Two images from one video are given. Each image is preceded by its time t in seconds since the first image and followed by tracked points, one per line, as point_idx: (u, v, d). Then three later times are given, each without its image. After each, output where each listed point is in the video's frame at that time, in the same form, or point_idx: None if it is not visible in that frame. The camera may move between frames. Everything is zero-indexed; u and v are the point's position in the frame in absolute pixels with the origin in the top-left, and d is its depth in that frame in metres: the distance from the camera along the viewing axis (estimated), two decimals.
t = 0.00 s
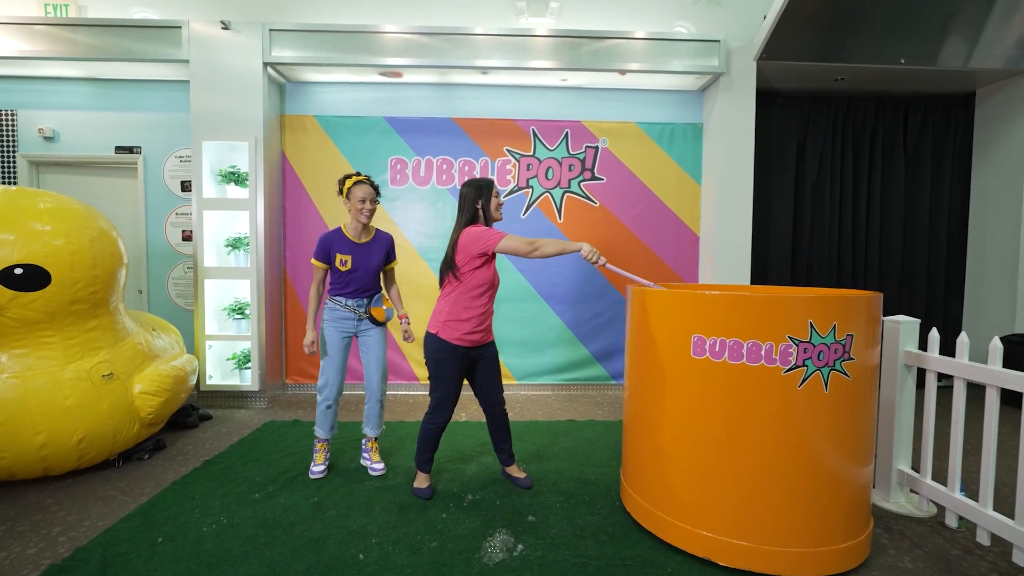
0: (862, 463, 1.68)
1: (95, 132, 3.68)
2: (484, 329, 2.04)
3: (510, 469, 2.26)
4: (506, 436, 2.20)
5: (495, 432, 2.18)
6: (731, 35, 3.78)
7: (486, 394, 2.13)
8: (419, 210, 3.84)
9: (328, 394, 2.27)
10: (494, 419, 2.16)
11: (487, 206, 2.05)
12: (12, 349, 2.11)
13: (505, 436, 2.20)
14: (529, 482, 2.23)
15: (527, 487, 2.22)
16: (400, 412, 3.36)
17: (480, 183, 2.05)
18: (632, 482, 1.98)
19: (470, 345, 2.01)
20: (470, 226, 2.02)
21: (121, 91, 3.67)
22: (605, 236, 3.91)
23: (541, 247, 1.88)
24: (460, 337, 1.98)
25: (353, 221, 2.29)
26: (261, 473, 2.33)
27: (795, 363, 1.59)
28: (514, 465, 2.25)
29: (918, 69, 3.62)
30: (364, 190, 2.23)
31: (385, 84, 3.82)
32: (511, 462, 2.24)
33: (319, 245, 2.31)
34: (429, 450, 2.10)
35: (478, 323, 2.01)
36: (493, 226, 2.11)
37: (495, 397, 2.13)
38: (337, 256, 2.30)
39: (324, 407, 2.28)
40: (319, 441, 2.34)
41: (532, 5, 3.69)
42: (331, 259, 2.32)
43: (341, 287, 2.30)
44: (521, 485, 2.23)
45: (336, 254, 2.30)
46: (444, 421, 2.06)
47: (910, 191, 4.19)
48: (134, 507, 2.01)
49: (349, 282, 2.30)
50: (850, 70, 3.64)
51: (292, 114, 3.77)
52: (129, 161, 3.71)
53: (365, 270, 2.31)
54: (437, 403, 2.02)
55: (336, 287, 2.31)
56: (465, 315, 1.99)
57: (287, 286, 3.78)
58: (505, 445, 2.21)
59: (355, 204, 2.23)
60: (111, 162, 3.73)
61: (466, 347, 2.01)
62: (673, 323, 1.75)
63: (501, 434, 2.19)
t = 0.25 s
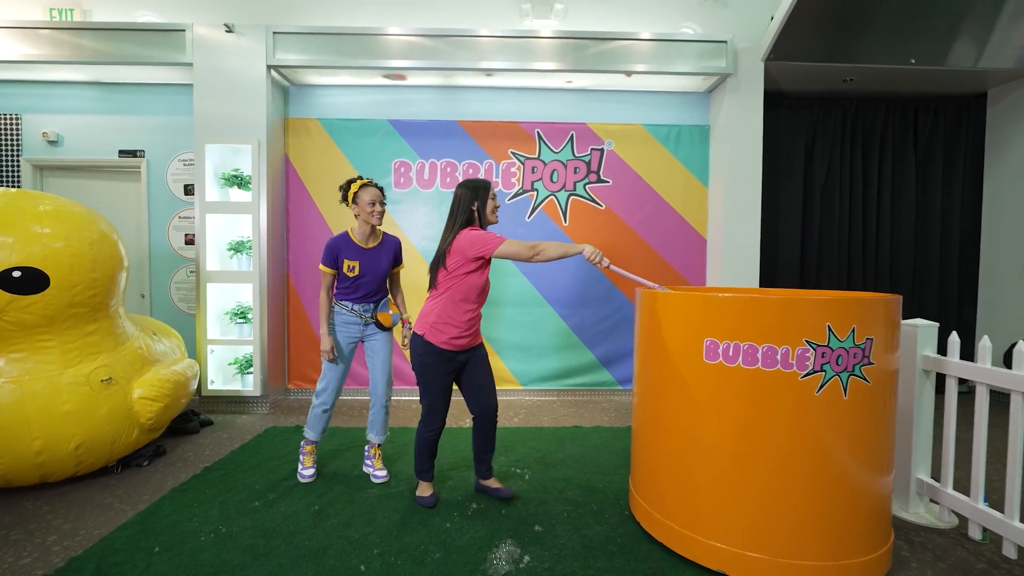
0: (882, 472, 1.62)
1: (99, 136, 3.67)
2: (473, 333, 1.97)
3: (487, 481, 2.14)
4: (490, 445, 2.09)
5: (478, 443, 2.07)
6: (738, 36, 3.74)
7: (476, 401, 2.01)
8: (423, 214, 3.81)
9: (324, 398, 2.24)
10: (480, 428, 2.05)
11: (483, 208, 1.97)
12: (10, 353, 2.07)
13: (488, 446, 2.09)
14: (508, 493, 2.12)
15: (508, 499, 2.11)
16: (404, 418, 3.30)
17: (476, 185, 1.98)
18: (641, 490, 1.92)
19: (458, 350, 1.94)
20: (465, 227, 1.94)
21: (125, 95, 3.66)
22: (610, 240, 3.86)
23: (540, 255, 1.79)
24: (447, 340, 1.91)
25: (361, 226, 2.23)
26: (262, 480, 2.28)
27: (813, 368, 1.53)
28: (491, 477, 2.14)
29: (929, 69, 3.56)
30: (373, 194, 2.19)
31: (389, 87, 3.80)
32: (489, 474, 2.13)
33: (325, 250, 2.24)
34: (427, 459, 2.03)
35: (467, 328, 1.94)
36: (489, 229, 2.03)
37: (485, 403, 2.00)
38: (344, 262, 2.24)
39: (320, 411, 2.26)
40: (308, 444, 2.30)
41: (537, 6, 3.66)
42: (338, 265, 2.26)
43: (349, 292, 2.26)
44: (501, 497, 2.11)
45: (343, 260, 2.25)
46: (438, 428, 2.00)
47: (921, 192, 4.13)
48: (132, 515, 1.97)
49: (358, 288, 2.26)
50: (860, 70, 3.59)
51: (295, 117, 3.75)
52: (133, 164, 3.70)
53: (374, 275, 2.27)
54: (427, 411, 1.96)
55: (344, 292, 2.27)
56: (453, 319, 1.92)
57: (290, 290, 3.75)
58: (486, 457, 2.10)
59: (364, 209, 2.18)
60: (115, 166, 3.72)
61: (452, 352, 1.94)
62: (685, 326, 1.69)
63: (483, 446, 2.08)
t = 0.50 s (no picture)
0: (898, 485, 1.56)
1: (101, 140, 3.66)
2: (482, 342, 1.91)
3: (475, 500, 2.01)
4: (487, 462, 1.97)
5: (476, 457, 1.96)
6: (744, 39, 3.70)
7: (477, 413, 1.92)
8: (424, 218, 3.77)
9: (315, 405, 2.20)
10: (478, 441, 1.94)
11: (492, 213, 1.94)
12: (5, 359, 2.04)
13: (485, 462, 1.97)
14: (492, 516, 1.98)
15: (489, 522, 1.97)
16: (405, 425, 3.26)
17: (483, 189, 1.91)
18: (646, 501, 1.87)
19: (466, 359, 1.89)
20: (473, 233, 1.89)
21: (128, 99, 3.65)
22: (615, 245, 3.82)
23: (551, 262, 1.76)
24: (455, 349, 1.86)
25: (352, 231, 2.20)
26: (259, 489, 2.24)
27: (826, 378, 1.48)
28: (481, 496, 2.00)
29: (938, 73, 3.52)
30: (364, 198, 2.16)
31: (392, 90, 3.78)
32: (481, 492, 2.00)
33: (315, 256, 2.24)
34: (430, 467, 1.99)
35: (475, 336, 1.88)
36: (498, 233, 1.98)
37: (486, 416, 1.92)
38: (332, 268, 2.21)
39: (311, 419, 2.22)
40: (301, 451, 2.26)
41: (541, 10, 3.64)
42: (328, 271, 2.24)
43: (339, 298, 2.23)
44: (483, 518, 1.98)
45: (332, 265, 2.22)
46: (442, 440, 1.96)
47: (930, 197, 4.07)
48: (126, 525, 1.93)
49: (349, 295, 2.23)
50: (868, 74, 3.54)
51: (298, 121, 3.73)
52: (134, 168, 3.68)
53: (363, 281, 2.22)
54: (433, 422, 1.92)
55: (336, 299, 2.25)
56: (461, 327, 1.86)
57: (291, 294, 3.72)
58: (481, 473, 1.98)
59: (355, 213, 2.15)
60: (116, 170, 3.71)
61: (459, 362, 1.88)
62: (692, 333, 1.64)
63: (480, 461, 1.97)
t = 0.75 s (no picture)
0: (915, 495, 1.51)
1: (106, 146, 3.67)
2: (494, 348, 1.86)
3: (477, 510, 1.97)
4: (493, 472, 1.93)
5: (482, 467, 1.92)
6: (750, 41, 3.67)
7: (484, 424, 1.89)
8: (427, 223, 3.75)
9: (314, 412, 2.17)
10: (485, 453, 1.90)
11: (506, 216, 1.89)
12: (5, 365, 2.03)
13: (492, 472, 1.93)
14: (497, 526, 1.93)
15: (493, 532, 1.92)
16: (409, 431, 3.22)
17: (497, 192, 1.89)
18: (654, 511, 1.83)
19: (477, 365, 1.84)
20: (485, 235, 1.87)
21: (133, 105, 3.67)
22: (620, 248, 3.78)
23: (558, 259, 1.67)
24: (465, 354, 1.82)
25: (342, 238, 2.17)
26: (260, 497, 2.21)
27: (840, 385, 1.43)
28: (486, 505, 1.97)
29: (948, 74, 3.46)
30: (352, 204, 2.13)
31: (395, 95, 3.77)
32: (485, 503, 1.96)
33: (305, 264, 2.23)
34: (423, 475, 1.94)
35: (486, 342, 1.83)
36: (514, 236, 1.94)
37: (493, 428, 1.87)
38: (323, 276, 2.20)
39: (310, 426, 2.18)
40: (302, 459, 2.23)
41: (545, 14, 3.63)
42: (318, 278, 2.23)
43: (332, 304, 2.21)
44: (487, 529, 1.93)
45: (323, 273, 2.21)
46: (441, 447, 1.90)
47: (940, 199, 4.01)
48: (125, 533, 1.91)
49: (341, 302, 2.20)
50: (876, 76, 3.50)
51: (301, 125, 3.73)
52: (139, 174, 3.69)
53: (354, 287, 2.20)
54: (433, 428, 1.87)
55: (327, 305, 2.22)
56: (471, 331, 1.83)
57: (294, 299, 3.70)
58: (487, 484, 1.95)
59: (344, 220, 2.12)
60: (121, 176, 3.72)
61: (469, 368, 1.84)
62: (700, 339, 1.60)
63: (485, 472, 1.93)
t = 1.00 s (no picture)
0: (938, 509, 1.46)
1: (116, 153, 3.69)
2: (501, 360, 1.82)
3: (484, 523, 1.94)
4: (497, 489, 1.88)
5: (486, 482, 1.87)
6: (758, 46, 3.65)
7: (486, 440, 1.83)
8: (434, 230, 3.74)
9: (320, 420, 2.15)
10: (489, 469, 1.85)
11: (520, 226, 1.87)
12: (12, 372, 2.02)
13: (497, 487, 1.88)
14: (504, 539, 1.89)
15: (500, 545, 1.88)
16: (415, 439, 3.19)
17: (511, 202, 1.87)
18: (666, 522, 1.79)
19: (483, 376, 1.81)
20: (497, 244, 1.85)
21: (143, 113, 3.69)
22: (628, 255, 3.75)
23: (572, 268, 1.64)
24: (471, 364, 1.79)
25: (343, 247, 2.16)
26: (266, 506, 2.18)
27: (860, 395, 1.39)
28: (492, 518, 1.93)
29: (958, 78, 3.43)
30: (353, 213, 2.10)
31: (403, 102, 3.78)
32: (491, 516, 1.92)
33: (308, 274, 2.22)
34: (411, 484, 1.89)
35: (493, 353, 1.80)
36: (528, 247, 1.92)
37: (496, 446, 1.81)
38: (325, 286, 2.19)
39: (316, 434, 2.16)
40: (307, 468, 2.20)
41: (552, 21, 3.63)
42: (321, 288, 2.23)
43: (336, 313, 2.19)
44: (495, 542, 1.89)
45: (325, 283, 2.20)
46: (434, 453, 1.85)
47: (953, 205, 3.95)
48: (129, 542, 1.88)
49: (344, 311, 2.19)
50: (885, 81, 3.47)
51: (309, 133, 3.74)
52: (148, 181, 3.71)
53: (357, 296, 2.18)
54: (427, 431, 1.84)
55: (330, 313, 2.21)
56: (479, 341, 1.80)
57: (301, 307, 3.70)
58: (492, 500, 1.90)
59: (344, 229, 2.10)
60: (130, 183, 3.74)
61: (472, 378, 1.81)
62: (714, 347, 1.56)
63: (490, 486, 1.88)
